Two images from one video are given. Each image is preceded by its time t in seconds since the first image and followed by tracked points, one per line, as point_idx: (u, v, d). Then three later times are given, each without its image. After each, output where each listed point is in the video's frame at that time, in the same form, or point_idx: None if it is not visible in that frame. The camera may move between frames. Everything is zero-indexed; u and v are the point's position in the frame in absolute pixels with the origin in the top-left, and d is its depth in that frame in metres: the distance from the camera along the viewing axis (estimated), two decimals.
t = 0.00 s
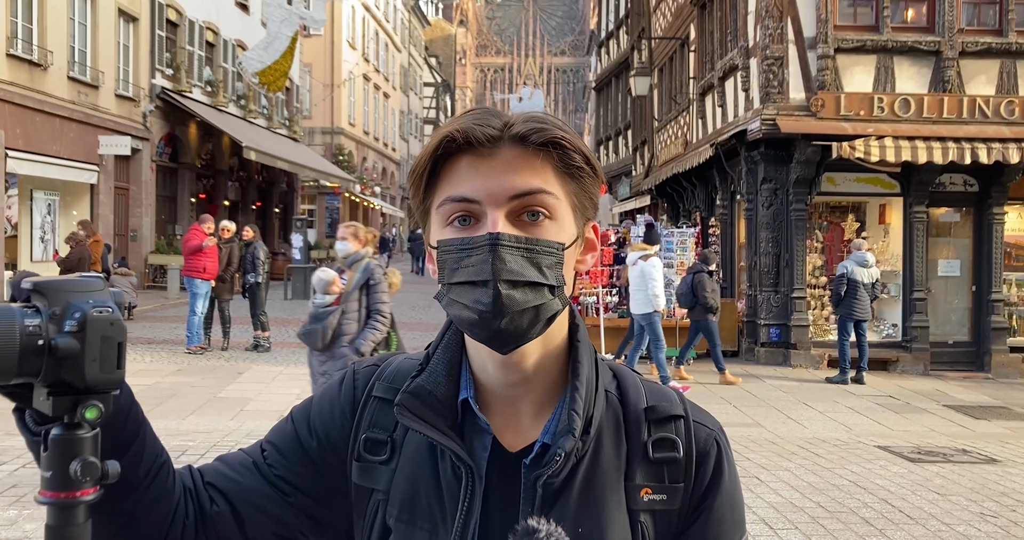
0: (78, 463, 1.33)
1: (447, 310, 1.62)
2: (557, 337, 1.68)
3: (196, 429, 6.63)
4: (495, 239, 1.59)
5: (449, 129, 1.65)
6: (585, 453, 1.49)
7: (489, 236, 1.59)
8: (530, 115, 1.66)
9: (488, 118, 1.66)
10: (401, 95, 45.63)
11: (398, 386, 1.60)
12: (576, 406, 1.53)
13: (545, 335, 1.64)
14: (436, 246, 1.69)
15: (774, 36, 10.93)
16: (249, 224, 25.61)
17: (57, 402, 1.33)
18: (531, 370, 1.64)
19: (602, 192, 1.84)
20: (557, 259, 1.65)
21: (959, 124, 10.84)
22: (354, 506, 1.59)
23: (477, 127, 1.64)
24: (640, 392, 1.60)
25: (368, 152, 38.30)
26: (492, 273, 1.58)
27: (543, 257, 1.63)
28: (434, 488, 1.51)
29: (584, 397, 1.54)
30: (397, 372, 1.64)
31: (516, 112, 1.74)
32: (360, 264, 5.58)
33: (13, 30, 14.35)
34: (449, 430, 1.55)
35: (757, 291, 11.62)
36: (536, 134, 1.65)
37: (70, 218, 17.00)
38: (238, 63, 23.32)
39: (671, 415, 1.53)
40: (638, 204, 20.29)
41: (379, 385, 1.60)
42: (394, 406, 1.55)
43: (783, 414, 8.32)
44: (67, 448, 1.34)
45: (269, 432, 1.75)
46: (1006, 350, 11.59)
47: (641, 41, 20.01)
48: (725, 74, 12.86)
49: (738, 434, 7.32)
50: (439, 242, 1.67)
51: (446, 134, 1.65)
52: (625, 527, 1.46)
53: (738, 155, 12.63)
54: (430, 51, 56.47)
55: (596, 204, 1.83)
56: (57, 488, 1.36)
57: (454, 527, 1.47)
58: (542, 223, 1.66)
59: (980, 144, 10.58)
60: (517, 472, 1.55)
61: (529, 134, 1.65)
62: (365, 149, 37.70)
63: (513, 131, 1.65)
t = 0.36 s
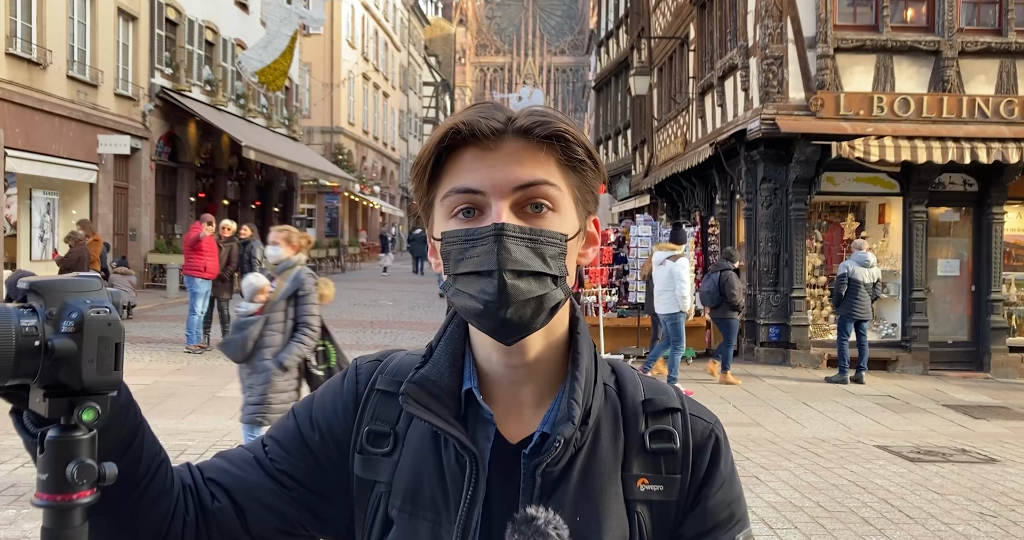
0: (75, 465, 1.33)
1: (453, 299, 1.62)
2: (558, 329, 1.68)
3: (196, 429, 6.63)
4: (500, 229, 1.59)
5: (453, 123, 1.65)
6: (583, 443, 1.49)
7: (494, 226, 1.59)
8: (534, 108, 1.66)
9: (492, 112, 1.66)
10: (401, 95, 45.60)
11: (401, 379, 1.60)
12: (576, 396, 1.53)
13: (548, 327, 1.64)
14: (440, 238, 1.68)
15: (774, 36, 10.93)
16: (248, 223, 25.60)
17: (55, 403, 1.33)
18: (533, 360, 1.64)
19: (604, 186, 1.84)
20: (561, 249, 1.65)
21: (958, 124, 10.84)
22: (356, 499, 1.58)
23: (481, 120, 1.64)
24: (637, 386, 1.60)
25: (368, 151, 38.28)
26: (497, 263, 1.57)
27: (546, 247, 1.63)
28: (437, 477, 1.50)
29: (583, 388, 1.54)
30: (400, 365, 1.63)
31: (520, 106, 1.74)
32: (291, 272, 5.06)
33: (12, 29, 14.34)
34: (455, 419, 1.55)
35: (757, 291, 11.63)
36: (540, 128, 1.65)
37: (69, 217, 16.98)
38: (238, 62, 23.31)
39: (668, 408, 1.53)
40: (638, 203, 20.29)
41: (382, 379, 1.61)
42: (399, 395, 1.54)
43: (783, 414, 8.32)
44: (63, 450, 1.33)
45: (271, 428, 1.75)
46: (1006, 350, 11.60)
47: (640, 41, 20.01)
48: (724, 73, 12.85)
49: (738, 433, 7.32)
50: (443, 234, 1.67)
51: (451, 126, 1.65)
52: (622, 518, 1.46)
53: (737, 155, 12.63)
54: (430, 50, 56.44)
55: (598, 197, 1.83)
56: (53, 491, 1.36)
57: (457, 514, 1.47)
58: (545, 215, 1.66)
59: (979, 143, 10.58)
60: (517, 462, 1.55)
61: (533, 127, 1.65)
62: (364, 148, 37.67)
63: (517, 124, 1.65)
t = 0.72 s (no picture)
0: (76, 464, 1.33)
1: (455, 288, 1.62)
2: (559, 320, 1.68)
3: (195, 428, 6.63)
4: (502, 217, 1.59)
5: (457, 118, 1.65)
6: (577, 433, 1.50)
7: (496, 216, 1.59)
8: (533, 104, 1.66)
9: (494, 108, 1.66)
10: (400, 94, 45.56)
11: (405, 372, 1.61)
12: (569, 386, 1.54)
13: (549, 317, 1.65)
14: (445, 231, 1.69)
15: (773, 35, 10.94)
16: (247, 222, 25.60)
17: (56, 402, 1.33)
18: (534, 350, 1.65)
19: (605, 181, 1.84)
20: (561, 239, 1.66)
21: (958, 123, 10.84)
22: (359, 492, 1.58)
23: (483, 116, 1.64)
24: (633, 382, 1.60)
25: (367, 150, 38.26)
26: (499, 250, 1.59)
27: (547, 236, 1.64)
28: (439, 465, 1.50)
29: (578, 378, 1.55)
30: (404, 361, 1.64)
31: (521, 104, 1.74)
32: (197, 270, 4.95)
33: (11, 28, 14.33)
34: (457, 406, 1.55)
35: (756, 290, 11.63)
36: (539, 122, 1.66)
37: (69, 215, 16.97)
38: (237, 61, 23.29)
39: (662, 402, 1.53)
40: (637, 202, 20.30)
41: (387, 372, 1.62)
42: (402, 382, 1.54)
43: (781, 413, 8.33)
44: (65, 449, 1.33)
45: (277, 423, 1.75)
46: (1004, 349, 11.61)
47: (639, 39, 20.00)
48: (724, 72, 12.85)
49: (737, 432, 7.33)
50: (449, 226, 1.67)
51: (453, 123, 1.65)
52: (614, 508, 1.46)
53: (737, 154, 12.63)
54: (429, 49, 56.39)
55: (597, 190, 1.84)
56: (56, 490, 1.36)
57: (458, 501, 1.47)
58: (545, 207, 1.66)
59: (978, 142, 10.58)
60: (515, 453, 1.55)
61: (532, 122, 1.65)
62: (364, 147, 37.64)
63: (517, 120, 1.65)
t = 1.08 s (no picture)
0: (51, 454, 1.32)
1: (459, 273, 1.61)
2: (555, 315, 1.67)
3: (193, 426, 6.63)
4: (515, 203, 1.58)
5: (484, 103, 1.65)
6: (571, 431, 1.50)
7: (509, 200, 1.58)
8: (558, 99, 1.67)
9: (522, 98, 1.67)
10: (400, 92, 45.53)
11: (395, 372, 1.60)
12: (561, 381, 1.53)
13: (546, 311, 1.64)
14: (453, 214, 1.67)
15: (772, 33, 10.94)
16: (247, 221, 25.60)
17: (31, 393, 1.32)
18: (529, 347, 1.64)
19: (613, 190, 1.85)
20: (569, 235, 1.65)
21: (957, 122, 10.83)
22: (349, 493, 1.57)
23: (511, 104, 1.64)
24: (624, 377, 1.59)
25: (366, 149, 38.24)
26: (509, 234, 1.56)
27: (556, 230, 1.63)
28: (431, 466, 1.50)
29: (569, 372, 1.54)
30: (394, 361, 1.64)
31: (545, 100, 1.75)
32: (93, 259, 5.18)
33: (10, 26, 14.31)
34: (449, 406, 1.54)
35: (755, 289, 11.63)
36: (564, 120, 1.66)
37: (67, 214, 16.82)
38: (236, 59, 23.28)
39: (653, 397, 1.53)
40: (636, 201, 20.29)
41: (376, 373, 1.61)
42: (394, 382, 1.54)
43: (780, 411, 8.34)
44: (41, 440, 1.32)
45: (265, 425, 1.74)
46: (1004, 348, 11.61)
47: (639, 38, 20.00)
48: (723, 71, 12.85)
49: (736, 431, 7.33)
50: (458, 208, 1.66)
51: (479, 106, 1.65)
52: (608, 505, 1.45)
53: (736, 152, 12.63)
54: (429, 48, 56.35)
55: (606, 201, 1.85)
56: (31, 480, 1.35)
57: (451, 503, 1.47)
58: (557, 203, 1.66)
59: (977, 141, 10.55)
60: (508, 451, 1.54)
61: (556, 116, 1.65)
62: (363, 146, 37.62)
63: (541, 112, 1.66)
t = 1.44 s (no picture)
0: (60, 454, 1.33)
1: (490, 276, 1.60)
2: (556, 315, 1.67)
3: (194, 425, 6.63)
4: (559, 213, 1.59)
5: (529, 101, 1.62)
6: (562, 432, 1.49)
7: (554, 210, 1.59)
8: (601, 108, 1.66)
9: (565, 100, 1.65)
10: (399, 91, 45.50)
11: (388, 372, 1.59)
12: (556, 381, 1.52)
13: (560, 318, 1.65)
14: (483, 211, 1.65)
15: (772, 32, 10.94)
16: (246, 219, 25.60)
17: (40, 392, 1.32)
18: (534, 347, 1.63)
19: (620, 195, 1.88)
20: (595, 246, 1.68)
21: (957, 120, 10.83)
22: (342, 493, 1.57)
23: (559, 105, 1.62)
24: (617, 375, 1.59)
25: (366, 147, 38.22)
26: (554, 246, 1.58)
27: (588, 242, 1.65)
28: (425, 468, 1.50)
29: (565, 372, 1.54)
30: (386, 359, 1.63)
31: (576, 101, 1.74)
32: None
33: (10, 25, 14.30)
34: (443, 409, 1.54)
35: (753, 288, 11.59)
36: (603, 129, 1.67)
37: (67, 212, 16.79)
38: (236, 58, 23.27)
39: (645, 397, 1.52)
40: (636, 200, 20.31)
41: (368, 371, 1.60)
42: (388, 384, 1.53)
43: (780, 410, 8.34)
44: (49, 440, 1.33)
45: (257, 423, 1.74)
46: (1004, 346, 11.61)
47: (638, 37, 19.98)
48: (723, 69, 12.85)
49: (736, 429, 7.34)
50: (490, 207, 1.63)
51: (530, 103, 1.61)
52: (597, 506, 1.46)
53: (736, 151, 12.63)
54: (428, 46, 56.33)
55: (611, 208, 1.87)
56: (40, 480, 1.35)
57: (445, 507, 1.46)
58: (586, 211, 1.67)
59: (977, 139, 10.54)
60: (500, 452, 1.54)
61: (599, 125, 1.66)
62: (362, 144, 37.61)
63: (583, 118, 1.64)
